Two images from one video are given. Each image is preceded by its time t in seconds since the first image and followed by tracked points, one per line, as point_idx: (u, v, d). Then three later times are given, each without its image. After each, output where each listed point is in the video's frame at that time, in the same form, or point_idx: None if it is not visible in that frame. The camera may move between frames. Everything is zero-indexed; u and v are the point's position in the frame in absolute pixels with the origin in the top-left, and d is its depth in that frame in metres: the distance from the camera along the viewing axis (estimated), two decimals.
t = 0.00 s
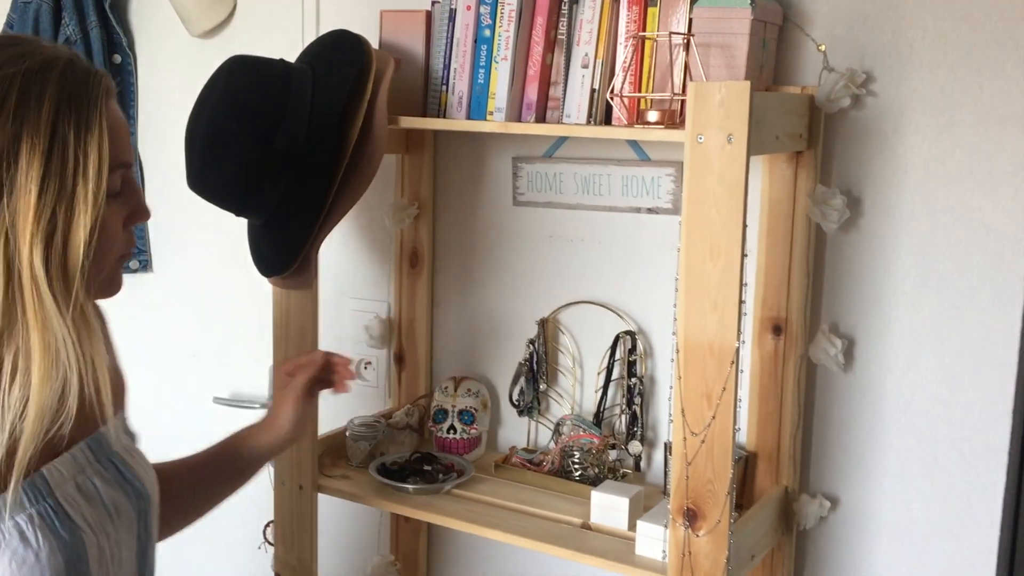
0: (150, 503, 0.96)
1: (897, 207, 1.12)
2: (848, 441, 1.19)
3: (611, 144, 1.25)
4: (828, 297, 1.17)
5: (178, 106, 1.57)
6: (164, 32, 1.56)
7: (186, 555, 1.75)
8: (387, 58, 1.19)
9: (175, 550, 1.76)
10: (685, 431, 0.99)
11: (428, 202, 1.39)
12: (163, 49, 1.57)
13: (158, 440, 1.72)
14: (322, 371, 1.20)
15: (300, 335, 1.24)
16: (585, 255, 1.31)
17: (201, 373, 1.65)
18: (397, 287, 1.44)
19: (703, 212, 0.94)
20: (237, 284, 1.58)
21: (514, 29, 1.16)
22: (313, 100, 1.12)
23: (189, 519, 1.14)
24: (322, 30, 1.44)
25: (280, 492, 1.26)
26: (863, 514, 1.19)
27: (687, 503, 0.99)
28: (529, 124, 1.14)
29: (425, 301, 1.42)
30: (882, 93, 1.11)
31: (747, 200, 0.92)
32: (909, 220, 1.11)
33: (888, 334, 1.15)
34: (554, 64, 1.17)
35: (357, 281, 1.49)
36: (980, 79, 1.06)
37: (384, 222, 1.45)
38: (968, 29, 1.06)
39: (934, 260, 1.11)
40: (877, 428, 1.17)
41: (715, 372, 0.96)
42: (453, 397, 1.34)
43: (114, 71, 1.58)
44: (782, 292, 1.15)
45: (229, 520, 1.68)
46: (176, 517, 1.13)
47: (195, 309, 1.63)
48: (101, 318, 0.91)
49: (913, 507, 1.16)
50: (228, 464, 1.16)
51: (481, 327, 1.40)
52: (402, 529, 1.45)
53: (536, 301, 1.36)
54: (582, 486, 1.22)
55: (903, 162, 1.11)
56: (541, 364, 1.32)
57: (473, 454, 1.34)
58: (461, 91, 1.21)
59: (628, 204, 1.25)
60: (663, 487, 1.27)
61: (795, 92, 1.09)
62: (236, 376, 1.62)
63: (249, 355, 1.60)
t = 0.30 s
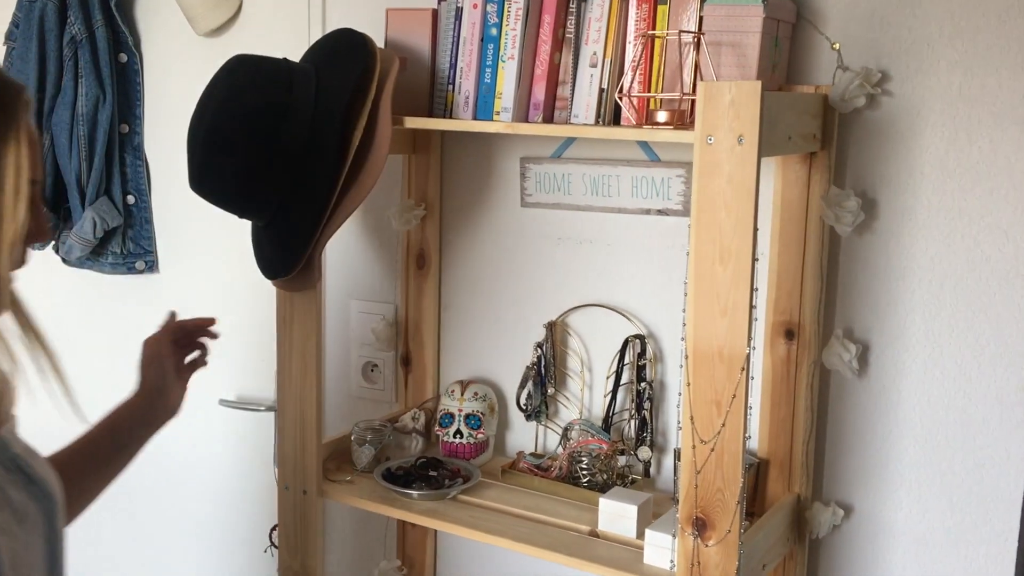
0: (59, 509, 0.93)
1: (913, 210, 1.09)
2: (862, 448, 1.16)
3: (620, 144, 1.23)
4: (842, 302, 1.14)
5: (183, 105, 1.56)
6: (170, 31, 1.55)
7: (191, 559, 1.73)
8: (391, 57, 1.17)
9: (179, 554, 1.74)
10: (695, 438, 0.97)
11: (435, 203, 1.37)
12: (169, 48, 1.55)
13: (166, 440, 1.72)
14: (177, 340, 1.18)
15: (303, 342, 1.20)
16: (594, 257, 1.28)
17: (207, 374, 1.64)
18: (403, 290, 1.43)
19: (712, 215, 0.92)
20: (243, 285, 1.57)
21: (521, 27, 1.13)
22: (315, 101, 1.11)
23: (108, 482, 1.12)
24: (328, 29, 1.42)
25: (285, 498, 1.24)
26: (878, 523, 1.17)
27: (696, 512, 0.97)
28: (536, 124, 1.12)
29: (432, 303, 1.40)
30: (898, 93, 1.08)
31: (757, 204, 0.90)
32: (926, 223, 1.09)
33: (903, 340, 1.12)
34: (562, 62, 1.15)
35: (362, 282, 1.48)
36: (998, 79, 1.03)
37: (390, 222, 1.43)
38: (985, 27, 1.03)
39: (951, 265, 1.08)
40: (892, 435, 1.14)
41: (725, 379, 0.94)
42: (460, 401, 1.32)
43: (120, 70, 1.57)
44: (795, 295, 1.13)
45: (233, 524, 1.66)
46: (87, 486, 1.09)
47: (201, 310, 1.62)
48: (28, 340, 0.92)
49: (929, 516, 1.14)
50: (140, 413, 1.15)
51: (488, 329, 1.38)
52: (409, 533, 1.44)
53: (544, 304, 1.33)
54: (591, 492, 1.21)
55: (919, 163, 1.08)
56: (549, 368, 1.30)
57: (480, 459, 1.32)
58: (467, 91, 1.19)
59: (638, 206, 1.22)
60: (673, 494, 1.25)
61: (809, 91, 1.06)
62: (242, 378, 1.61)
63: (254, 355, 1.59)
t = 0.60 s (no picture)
0: None
1: (923, 211, 1.07)
2: (871, 453, 1.14)
3: (625, 143, 1.21)
4: (850, 304, 1.12)
5: (185, 102, 1.55)
6: (172, 28, 1.54)
7: (191, 560, 1.72)
8: (393, 55, 1.15)
9: (179, 555, 1.73)
10: (698, 444, 0.95)
11: (438, 202, 1.36)
12: (172, 45, 1.54)
13: (166, 440, 1.71)
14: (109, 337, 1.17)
15: (302, 341, 1.18)
16: (598, 258, 1.27)
17: (209, 374, 1.63)
18: (405, 289, 1.41)
19: (717, 215, 0.90)
20: (245, 283, 1.56)
21: (524, 24, 1.12)
22: (315, 98, 1.09)
23: (51, 455, 1.05)
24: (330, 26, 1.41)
25: (284, 500, 1.23)
26: (886, 530, 1.14)
27: (699, 520, 0.95)
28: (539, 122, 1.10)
29: (435, 303, 1.39)
30: (908, 92, 1.06)
31: (762, 205, 0.88)
32: (936, 224, 1.06)
33: (913, 344, 1.10)
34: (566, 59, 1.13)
35: (365, 282, 1.46)
36: (1011, 77, 1.01)
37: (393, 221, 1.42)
38: (998, 24, 1.01)
39: (962, 267, 1.06)
40: (901, 441, 1.12)
41: (729, 384, 0.92)
42: (462, 403, 1.30)
43: (122, 67, 1.56)
44: (802, 297, 1.11)
45: (234, 525, 1.65)
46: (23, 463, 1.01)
47: (203, 309, 1.61)
48: None
49: (939, 523, 1.11)
50: (76, 391, 1.10)
51: (491, 330, 1.37)
52: (411, 535, 1.43)
53: (547, 305, 1.32)
54: (594, 498, 1.18)
55: (931, 163, 1.06)
56: (552, 370, 1.28)
57: (482, 461, 1.31)
58: (470, 88, 1.17)
59: (643, 206, 1.21)
60: (678, 498, 1.23)
61: (817, 90, 1.04)
62: (243, 377, 1.60)
63: (256, 355, 1.57)
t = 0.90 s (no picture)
0: None
1: (928, 214, 1.05)
2: (873, 461, 1.12)
3: (625, 144, 1.19)
4: (853, 308, 1.10)
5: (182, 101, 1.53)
6: (170, 26, 1.52)
7: (187, 562, 1.70)
8: (388, 53, 1.14)
9: (175, 557, 1.72)
10: (695, 451, 0.93)
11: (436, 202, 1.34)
12: (170, 43, 1.53)
13: (162, 442, 1.69)
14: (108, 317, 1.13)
15: (296, 343, 1.17)
16: (596, 260, 1.25)
17: (205, 375, 1.61)
18: (402, 291, 1.39)
19: (715, 218, 0.88)
20: (243, 283, 1.54)
21: (521, 23, 1.10)
22: (309, 96, 1.07)
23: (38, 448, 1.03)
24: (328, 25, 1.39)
25: (277, 505, 1.21)
26: (888, 539, 1.12)
27: (696, 529, 0.93)
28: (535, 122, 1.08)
29: (432, 305, 1.37)
30: (913, 92, 1.03)
31: (760, 208, 0.86)
32: (941, 227, 1.04)
33: (917, 349, 1.08)
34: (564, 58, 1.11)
35: (362, 283, 1.45)
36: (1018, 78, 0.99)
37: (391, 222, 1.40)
38: (1006, 24, 0.98)
39: (967, 272, 1.04)
40: (904, 448, 1.10)
41: (727, 390, 0.90)
42: (459, 407, 1.28)
43: (120, 65, 1.54)
44: (803, 302, 1.09)
45: (230, 528, 1.64)
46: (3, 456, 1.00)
47: (200, 310, 1.60)
48: None
49: (942, 533, 1.09)
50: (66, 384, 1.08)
51: (489, 333, 1.35)
52: (407, 540, 1.41)
53: (545, 308, 1.30)
54: (591, 504, 1.17)
55: (936, 166, 1.03)
56: (551, 374, 1.26)
57: (479, 466, 1.29)
58: (467, 88, 1.15)
59: (643, 207, 1.19)
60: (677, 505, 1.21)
61: (819, 90, 1.02)
62: (240, 379, 1.58)
63: (254, 356, 1.56)
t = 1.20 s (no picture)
0: None
1: (927, 218, 1.03)
2: (870, 468, 1.10)
3: (620, 145, 1.17)
4: (850, 313, 1.08)
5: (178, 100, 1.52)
6: (165, 24, 1.52)
7: (182, 564, 1.70)
8: (380, 53, 1.12)
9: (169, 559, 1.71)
10: (686, 458, 0.91)
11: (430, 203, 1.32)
12: (165, 41, 1.52)
13: (157, 443, 1.68)
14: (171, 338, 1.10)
15: (286, 345, 1.16)
16: (591, 263, 1.23)
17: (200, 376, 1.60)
18: (397, 293, 1.38)
19: (707, 221, 0.86)
20: (238, 284, 1.53)
21: (514, 21, 1.08)
22: (299, 95, 1.06)
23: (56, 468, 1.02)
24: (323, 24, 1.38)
25: (267, 509, 1.20)
26: (885, 548, 1.10)
27: (687, 537, 0.92)
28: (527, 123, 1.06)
29: (427, 307, 1.35)
30: (912, 93, 1.02)
31: (753, 211, 0.84)
32: (940, 232, 1.02)
33: (915, 355, 1.06)
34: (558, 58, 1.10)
35: (357, 284, 1.43)
36: (1019, 80, 0.97)
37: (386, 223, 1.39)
38: (1007, 24, 0.96)
39: (967, 276, 1.02)
40: (901, 456, 1.08)
41: (718, 396, 0.88)
42: (452, 410, 1.27)
43: (116, 64, 1.53)
44: (800, 306, 1.07)
45: (224, 530, 1.63)
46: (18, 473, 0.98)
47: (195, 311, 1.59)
48: None
49: (939, 542, 1.07)
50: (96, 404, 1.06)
51: (483, 336, 1.33)
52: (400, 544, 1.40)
53: (540, 310, 1.28)
54: (584, 510, 1.15)
55: (934, 168, 1.02)
56: (544, 378, 1.24)
57: (471, 470, 1.27)
58: (460, 87, 1.14)
59: (638, 209, 1.17)
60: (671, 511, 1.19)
61: (816, 91, 1.00)
62: (235, 381, 1.57)
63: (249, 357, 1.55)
